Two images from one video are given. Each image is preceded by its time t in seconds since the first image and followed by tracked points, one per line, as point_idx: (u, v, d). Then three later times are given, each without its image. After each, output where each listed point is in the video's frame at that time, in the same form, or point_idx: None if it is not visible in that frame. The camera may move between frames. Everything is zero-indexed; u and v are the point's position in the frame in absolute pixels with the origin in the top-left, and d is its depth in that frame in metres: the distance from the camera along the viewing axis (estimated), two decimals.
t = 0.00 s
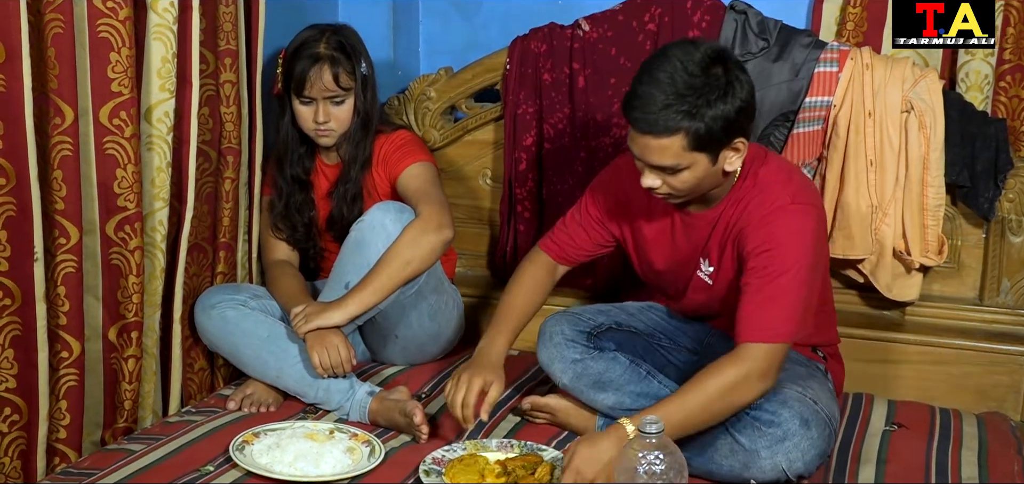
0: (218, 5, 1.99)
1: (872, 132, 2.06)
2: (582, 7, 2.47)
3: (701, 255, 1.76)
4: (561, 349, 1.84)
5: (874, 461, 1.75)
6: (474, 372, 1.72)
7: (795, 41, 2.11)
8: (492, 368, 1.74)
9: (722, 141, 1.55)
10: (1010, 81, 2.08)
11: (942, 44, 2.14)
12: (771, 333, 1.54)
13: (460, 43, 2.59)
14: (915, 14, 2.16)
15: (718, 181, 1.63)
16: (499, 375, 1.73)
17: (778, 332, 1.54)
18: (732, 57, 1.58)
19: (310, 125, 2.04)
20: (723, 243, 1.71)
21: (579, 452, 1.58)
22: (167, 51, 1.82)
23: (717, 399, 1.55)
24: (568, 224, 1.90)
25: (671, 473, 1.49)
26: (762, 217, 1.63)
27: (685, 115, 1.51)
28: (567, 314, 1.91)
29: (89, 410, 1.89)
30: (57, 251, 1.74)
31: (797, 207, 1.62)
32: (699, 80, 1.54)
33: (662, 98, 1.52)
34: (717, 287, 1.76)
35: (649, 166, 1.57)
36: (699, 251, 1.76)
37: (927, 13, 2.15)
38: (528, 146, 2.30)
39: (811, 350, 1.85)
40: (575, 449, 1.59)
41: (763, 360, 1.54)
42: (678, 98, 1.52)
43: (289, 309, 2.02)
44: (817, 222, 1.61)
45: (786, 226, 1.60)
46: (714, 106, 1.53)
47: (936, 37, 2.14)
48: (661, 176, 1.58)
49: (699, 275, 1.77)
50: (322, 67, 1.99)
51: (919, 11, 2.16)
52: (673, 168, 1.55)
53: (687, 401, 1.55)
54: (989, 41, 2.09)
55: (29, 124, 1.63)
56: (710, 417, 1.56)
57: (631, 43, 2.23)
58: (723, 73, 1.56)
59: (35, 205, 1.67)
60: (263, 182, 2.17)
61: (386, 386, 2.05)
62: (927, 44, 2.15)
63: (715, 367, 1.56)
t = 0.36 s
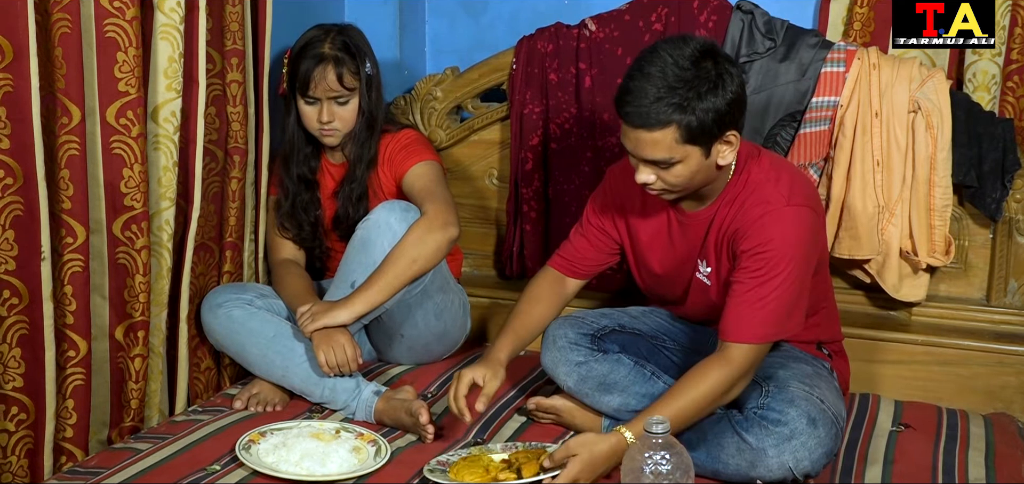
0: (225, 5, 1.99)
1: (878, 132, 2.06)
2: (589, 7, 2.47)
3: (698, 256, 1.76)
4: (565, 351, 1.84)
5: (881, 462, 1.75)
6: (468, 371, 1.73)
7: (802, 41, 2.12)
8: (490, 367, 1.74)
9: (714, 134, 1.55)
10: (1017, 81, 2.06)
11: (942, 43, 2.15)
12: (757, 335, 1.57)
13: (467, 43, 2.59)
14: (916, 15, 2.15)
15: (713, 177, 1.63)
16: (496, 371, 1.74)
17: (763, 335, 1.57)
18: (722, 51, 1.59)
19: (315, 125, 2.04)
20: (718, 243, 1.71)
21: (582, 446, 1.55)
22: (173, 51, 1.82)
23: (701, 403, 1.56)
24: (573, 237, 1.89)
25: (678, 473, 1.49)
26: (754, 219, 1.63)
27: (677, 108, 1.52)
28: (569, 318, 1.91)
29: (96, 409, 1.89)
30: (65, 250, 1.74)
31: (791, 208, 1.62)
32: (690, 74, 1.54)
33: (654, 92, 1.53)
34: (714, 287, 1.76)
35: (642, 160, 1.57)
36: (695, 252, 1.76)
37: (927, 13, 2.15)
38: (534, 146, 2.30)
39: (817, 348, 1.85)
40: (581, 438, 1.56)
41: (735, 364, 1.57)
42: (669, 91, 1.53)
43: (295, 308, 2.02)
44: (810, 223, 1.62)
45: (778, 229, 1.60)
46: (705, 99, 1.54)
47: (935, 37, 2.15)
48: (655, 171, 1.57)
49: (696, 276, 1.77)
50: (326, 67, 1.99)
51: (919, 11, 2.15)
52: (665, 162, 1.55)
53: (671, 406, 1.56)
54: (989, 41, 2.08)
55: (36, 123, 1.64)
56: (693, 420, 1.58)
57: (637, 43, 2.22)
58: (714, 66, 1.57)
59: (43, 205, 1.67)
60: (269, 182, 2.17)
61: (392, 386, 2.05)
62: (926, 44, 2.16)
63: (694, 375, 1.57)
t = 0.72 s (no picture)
0: (232, 5, 2.00)
1: (886, 132, 2.05)
2: (597, 6, 2.47)
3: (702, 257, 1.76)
4: (571, 353, 1.84)
5: (889, 463, 1.74)
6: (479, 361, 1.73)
7: (810, 41, 2.11)
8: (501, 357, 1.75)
9: (721, 128, 1.55)
10: None
11: (942, 43, 2.15)
12: (755, 338, 1.57)
13: (474, 43, 2.59)
14: (915, 15, 2.17)
15: (720, 174, 1.62)
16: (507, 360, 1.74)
17: (761, 339, 1.57)
18: (729, 47, 1.60)
19: (321, 126, 2.04)
20: (721, 246, 1.71)
21: (580, 451, 1.55)
22: (181, 51, 1.83)
23: (699, 405, 1.56)
24: (582, 238, 1.90)
25: (684, 474, 1.49)
26: (758, 223, 1.63)
27: (683, 100, 1.52)
28: (576, 320, 1.91)
29: (103, 408, 1.89)
30: (73, 250, 1.74)
31: (795, 215, 1.62)
32: (696, 67, 1.55)
33: (660, 84, 1.53)
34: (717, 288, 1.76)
35: (649, 155, 1.57)
36: (698, 253, 1.76)
37: (927, 13, 2.16)
38: (541, 146, 2.31)
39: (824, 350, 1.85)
40: (578, 444, 1.56)
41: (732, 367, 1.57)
42: (675, 83, 1.53)
43: (302, 308, 2.02)
44: (814, 230, 1.62)
45: (782, 234, 1.60)
46: (710, 92, 1.54)
47: (936, 37, 2.16)
48: (661, 166, 1.57)
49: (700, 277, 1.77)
50: (331, 68, 1.99)
51: (919, 11, 2.17)
52: (672, 156, 1.55)
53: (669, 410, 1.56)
54: (989, 41, 2.08)
55: (44, 123, 1.64)
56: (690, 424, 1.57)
57: (644, 43, 2.22)
58: (720, 61, 1.57)
59: (50, 204, 1.67)
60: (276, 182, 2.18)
61: (399, 386, 2.05)
62: (927, 44, 2.17)
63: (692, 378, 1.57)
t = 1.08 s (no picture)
0: (235, 5, 2.00)
1: (889, 132, 2.05)
2: (599, 7, 2.47)
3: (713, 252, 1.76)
4: (575, 353, 1.83)
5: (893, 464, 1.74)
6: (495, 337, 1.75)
7: (812, 41, 2.11)
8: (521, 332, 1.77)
9: (733, 118, 1.55)
10: None
11: (943, 44, 2.15)
12: (778, 334, 1.58)
13: (476, 43, 2.60)
14: (915, 15, 2.16)
15: (732, 164, 1.62)
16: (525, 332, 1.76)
17: (783, 334, 1.58)
18: (743, 38, 1.60)
19: (322, 126, 2.04)
20: (733, 241, 1.71)
21: (613, 438, 1.56)
22: (184, 51, 1.83)
23: (725, 400, 1.56)
24: (592, 231, 1.92)
25: (687, 474, 1.49)
26: (772, 217, 1.63)
27: (695, 88, 1.52)
28: (580, 319, 1.90)
29: (106, 408, 1.89)
30: (76, 250, 1.75)
31: (809, 207, 1.62)
32: (709, 56, 1.55)
33: (673, 73, 1.54)
34: (728, 285, 1.76)
35: (661, 144, 1.57)
36: (710, 249, 1.76)
37: (927, 13, 2.16)
38: (543, 146, 2.31)
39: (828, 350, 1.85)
40: (610, 430, 1.57)
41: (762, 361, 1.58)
42: (689, 72, 1.53)
43: (305, 308, 2.02)
44: (829, 222, 1.62)
45: (796, 228, 1.60)
46: (724, 81, 1.54)
47: (936, 37, 2.16)
48: (674, 155, 1.57)
49: (711, 273, 1.77)
50: (333, 68, 1.99)
51: (919, 11, 2.16)
52: (683, 144, 1.56)
53: (702, 400, 1.56)
54: (989, 41, 2.09)
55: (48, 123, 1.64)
56: (717, 417, 1.58)
57: (648, 43, 2.22)
58: (734, 51, 1.58)
59: (54, 204, 1.67)
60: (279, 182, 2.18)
61: (402, 386, 2.05)
62: (927, 44, 2.16)
63: (724, 369, 1.57)
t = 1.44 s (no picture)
0: (236, 6, 2.00)
1: (889, 132, 2.05)
2: (599, 6, 2.47)
3: (738, 237, 1.77)
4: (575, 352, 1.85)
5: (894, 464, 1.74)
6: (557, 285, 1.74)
7: (813, 41, 2.11)
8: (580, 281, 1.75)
9: (761, 98, 1.60)
10: None
11: (942, 43, 2.15)
12: (846, 302, 1.62)
13: (476, 43, 2.60)
14: (915, 15, 2.16)
15: (761, 145, 1.67)
16: (582, 282, 1.74)
17: (855, 305, 1.62)
18: (763, 21, 1.65)
19: (322, 126, 2.04)
20: (761, 223, 1.74)
21: (696, 379, 1.54)
22: (185, 51, 1.83)
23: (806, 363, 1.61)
24: (603, 213, 1.94)
25: (687, 474, 1.49)
26: (809, 192, 1.68)
27: (724, 72, 1.56)
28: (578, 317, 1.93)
29: (106, 408, 1.90)
30: (77, 250, 1.75)
31: (841, 179, 1.68)
32: (735, 39, 1.59)
33: (701, 57, 1.57)
34: (753, 270, 1.77)
35: (691, 129, 1.60)
36: (735, 234, 1.77)
37: (927, 13, 2.15)
38: (544, 146, 2.30)
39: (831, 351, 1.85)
40: (692, 371, 1.55)
41: (838, 332, 1.63)
42: (716, 55, 1.57)
43: (305, 308, 2.02)
44: (858, 192, 1.69)
45: (836, 200, 1.66)
46: (752, 63, 1.59)
47: (936, 37, 2.16)
48: (704, 139, 1.60)
49: (734, 259, 1.78)
50: (333, 68, 1.99)
51: (919, 11, 2.16)
52: (714, 128, 1.59)
53: (787, 357, 1.60)
54: (989, 41, 2.09)
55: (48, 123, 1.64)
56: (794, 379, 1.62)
57: (648, 43, 2.23)
58: (757, 34, 1.62)
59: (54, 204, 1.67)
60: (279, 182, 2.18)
61: (402, 386, 2.05)
62: (927, 44, 2.16)
63: (807, 331, 1.62)
